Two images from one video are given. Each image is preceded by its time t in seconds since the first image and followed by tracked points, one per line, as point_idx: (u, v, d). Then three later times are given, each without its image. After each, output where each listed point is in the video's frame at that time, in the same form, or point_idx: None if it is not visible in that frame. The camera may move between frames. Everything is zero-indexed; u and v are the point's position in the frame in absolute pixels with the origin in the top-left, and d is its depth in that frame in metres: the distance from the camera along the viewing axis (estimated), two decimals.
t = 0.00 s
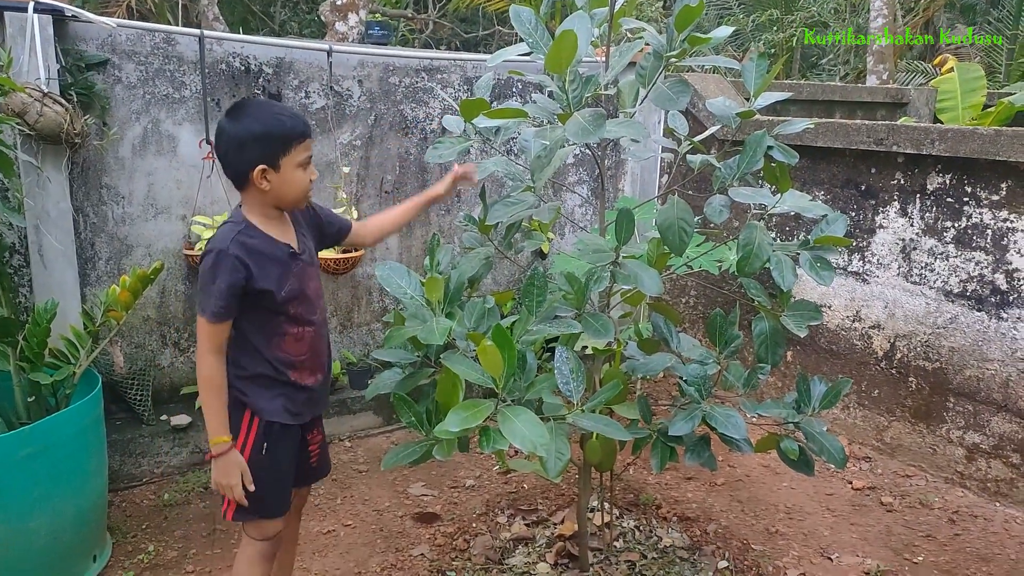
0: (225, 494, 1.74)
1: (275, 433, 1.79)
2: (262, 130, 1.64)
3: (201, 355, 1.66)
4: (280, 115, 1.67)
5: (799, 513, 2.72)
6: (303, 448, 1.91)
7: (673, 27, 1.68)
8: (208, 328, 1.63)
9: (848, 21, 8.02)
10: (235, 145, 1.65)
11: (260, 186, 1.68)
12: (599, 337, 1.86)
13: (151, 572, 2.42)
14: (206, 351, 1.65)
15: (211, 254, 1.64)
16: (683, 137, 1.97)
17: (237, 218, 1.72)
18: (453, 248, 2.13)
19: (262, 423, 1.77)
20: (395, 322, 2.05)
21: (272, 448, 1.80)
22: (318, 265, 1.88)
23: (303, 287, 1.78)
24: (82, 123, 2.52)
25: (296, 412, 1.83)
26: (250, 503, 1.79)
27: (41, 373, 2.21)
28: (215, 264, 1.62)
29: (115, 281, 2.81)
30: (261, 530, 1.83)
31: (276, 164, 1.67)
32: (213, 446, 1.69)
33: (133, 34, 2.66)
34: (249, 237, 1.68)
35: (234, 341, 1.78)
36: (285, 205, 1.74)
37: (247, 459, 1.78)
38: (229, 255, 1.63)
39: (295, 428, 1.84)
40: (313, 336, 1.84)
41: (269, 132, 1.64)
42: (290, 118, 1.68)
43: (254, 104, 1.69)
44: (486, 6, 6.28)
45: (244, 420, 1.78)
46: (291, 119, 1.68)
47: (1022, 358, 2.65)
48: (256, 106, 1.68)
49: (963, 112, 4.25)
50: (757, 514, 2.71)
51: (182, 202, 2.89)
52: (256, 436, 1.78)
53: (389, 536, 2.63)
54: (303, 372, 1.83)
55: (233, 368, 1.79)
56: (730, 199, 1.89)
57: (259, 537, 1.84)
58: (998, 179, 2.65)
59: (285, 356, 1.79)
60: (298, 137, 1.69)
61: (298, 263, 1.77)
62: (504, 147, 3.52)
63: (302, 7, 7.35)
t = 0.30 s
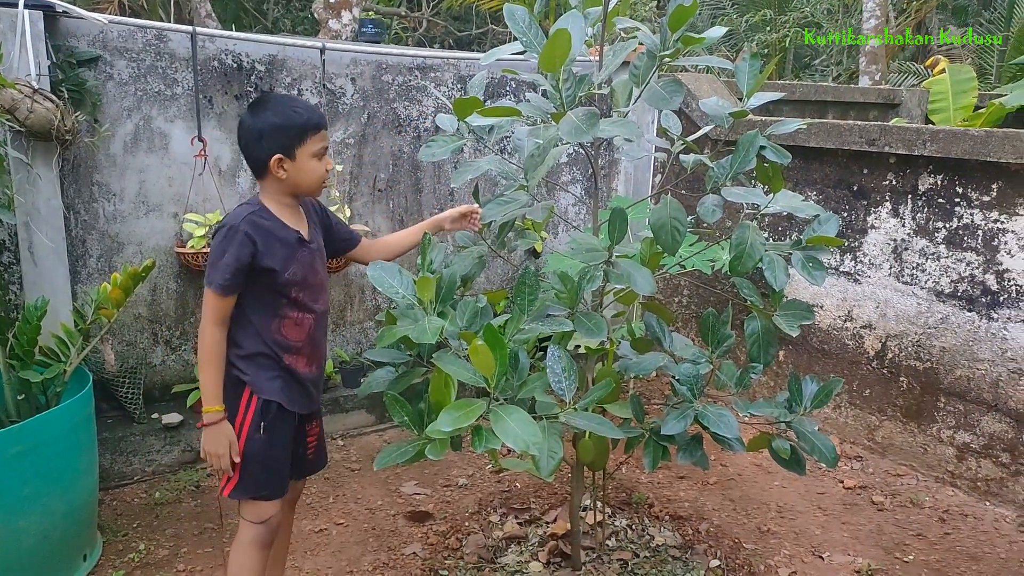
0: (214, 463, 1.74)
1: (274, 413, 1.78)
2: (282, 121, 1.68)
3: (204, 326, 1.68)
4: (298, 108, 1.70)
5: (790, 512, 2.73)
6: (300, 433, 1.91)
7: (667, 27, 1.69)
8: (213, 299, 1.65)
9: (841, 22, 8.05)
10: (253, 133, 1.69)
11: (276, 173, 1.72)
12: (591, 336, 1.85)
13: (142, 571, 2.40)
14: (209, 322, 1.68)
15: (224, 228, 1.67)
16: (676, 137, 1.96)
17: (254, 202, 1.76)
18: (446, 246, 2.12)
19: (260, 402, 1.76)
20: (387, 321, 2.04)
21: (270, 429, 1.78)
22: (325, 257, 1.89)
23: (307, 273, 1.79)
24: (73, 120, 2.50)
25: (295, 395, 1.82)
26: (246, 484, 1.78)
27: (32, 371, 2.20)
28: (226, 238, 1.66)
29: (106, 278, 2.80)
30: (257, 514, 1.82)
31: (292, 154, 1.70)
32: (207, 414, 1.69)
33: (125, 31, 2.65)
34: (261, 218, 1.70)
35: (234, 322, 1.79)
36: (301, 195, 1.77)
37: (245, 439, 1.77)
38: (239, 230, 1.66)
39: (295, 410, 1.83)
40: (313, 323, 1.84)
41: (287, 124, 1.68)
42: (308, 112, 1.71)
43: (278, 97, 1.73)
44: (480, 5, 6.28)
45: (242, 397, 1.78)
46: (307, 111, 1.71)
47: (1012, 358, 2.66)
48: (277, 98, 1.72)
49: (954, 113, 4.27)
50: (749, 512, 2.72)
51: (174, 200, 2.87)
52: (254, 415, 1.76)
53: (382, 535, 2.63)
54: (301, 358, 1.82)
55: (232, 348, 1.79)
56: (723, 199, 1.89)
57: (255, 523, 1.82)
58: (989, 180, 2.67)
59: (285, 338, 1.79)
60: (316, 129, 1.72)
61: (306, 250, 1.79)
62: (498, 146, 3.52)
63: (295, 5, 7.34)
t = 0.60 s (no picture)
0: (230, 448, 1.73)
1: (275, 404, 1.78)
2: (287, 113, 1.70)
3: (209, 314, 1.70)
4: (304, 103, 1.72)
5: (795, 507, 2.73)
6: (303, 427, 1.91)
7: (671, 21, 1.67)
8: (218, 286, 1.67)
9: (845, 16, 8.02)
10: (261, 126, 1.72)
11: (279, 164, 1.73)
12: (596, 332, 1.84)
13: (148, 566, 2.41)
14: (214, 309, 1.69)
15: (230, 216, 1.69)
16: (681, 132, 1.94)
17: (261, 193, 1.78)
18: (449, 242, 2.12)
19: (261, 392, 1.77)
20: (392, 317, 2.04)
21: (272, 419, 1.79)
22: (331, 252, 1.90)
23: (311, 264, 1.79)
24: (77, 116, 2.51)
25: (298, 387, 1.83)
26: (249, 475, 1.78)
27: (37, 367, 2.20)
28: (231, 226, 1.67)
29: (111, 274, 2.80)
30: (260, 507, 1.82)
31: (294, 146, 1.71)
32: (219, 398, 1.68)
33: (128, 27, 2.65)
34: (265, 208, 1.72)
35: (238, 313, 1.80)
36: (305, 188, 1.78)
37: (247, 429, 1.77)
38: (245, 218, 1.68)
39: (297, 402, 1.83)
40: (315, 316, 1.84)
41: (292, 117, 1.70)
42: (315, 107, 1.72)
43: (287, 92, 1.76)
44: None
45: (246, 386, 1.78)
46: (314, 106, 1.72)
47: (1018, 353, 2.65)
48: (286, 93, 1.74)
49: (959, 107, 4.28)
50: (753, 508, 2.72)
51: (178, 196, 2.87)
52: (256, 405, 1.77)
53: (386, 530, 2.63)
54: (302, 350, 1.82)
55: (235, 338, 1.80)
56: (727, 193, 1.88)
57: (259, 516, 1.82)
58: (995, 174, 2.65)
59: (288, 330, 1.79)
60: (321, 122, 1.73)
61: (310, 243, 1.79)
62: (502, 141, 3.52)
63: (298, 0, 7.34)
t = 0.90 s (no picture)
0: (228, 444, 1.71)
1: (272, 406, 1.77)
2: (296, 111, 1.70)
3: (207, 309, 1.67)
4: (311, 102, 1.72)
5: (797, 505, 2.73)
6: (301, 426, 1.90)
7: (672, 18, 1.66)
8: (220, 280, 1.65)
9: (847, 13, 8.00)
10: (267, 122, 1.72)
11: (284, 161, 1.73)
12: (597, 330, 1.84)
13: (149, 564, 2.41)
14: (214, 304, 1.66)
15: (234, 210, 1.67)
16: (682, 129, 1.94)
17: (263, 188, 1.76)
18: (450, 240, 2.12)
19: (258, 393, 1.76)
20: (392, 315, 2.03)
21: (268, 421, 1.78)
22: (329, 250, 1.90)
23: (312, 261, 1.80)
24: (77, 113, 2.50)
25: (296, 389, 1.82)
26: (245, 476, 1.78)
27: (38, 364, 2.20)
28: (236, 219, 1.65)
29: (112, 271, 2.80)
30: (256, 507, 1.82)
31: (300, 144, 1.71)
32: (217, 395, 1.66)
33: (129, 24, 2.64)
34: (271, 204, 1.71)
35: (235, 308, 1.78)
36: (308, 185, 1.77)
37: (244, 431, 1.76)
38: (251, 213, 1.66)
39: (295, 403, 1.82)
40: (314, 314, 1.84)
41: (301, 116, 1.70)
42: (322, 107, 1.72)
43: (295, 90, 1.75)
44: None
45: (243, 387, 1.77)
46: (322, 106, 1.72)
47: (1020, 350, 2.65)
48: (293, 91, 1.74)
49: (963, 104, 4.24)
50: (755, 505, 2.72)
51: (179, 193, 2.87)
52: (253, 407, 1.76)
53: (387, 527, 2.63)
54: (301, 349, 1.82)
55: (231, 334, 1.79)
56: (729, 190, 1.87)
57: (255, 516, 1.83)
58: (998, 171, 2.65)
59: (288, 327, 1.79)
60: (329, 121, 1.73)
61: (311, 241, 1.79)
62: (503, 138, 3.51)
63: None
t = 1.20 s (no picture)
0: (259, 463, 1.67)
1: (279, 415, 1.77)
2: (290, 114, 1.66)
3: (217, 326, 1.61)
4: (304, 104, 1.68)
5: (800, 502, 2.72)
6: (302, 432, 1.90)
7: (675, 14, 1.65)
8: (230, 294, 1.60)
9: (851, 10, 7.98)
10: (259, 124, 1.68)
11: (273, 166, 1.70)
12: (600, 327, 1.84)
13: (152, 562, 2.42)
14: (225, 319, 1.61)
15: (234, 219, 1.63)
16: (684, 126, 1.94)
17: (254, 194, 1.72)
18: (453, 237, 2.14)
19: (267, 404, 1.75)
20: (395, 312, 2.03)
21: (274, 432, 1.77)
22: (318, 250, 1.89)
23: (309, 264, 1.79)
24: (79, 112, 2.50)
25: (299, 396, 1.82)
26: (253, 489, 1.77)
27: (41, 364, 2.20)
28: (239, 229, 1.61)
29: (115, 270, 2.80)
30: (261, 518, 1.81)
31: (293, 148, 1.68)
32: (242, 413, 1.63)
33: (130, 22, 2.64)
34: (270, 211, 1.68)
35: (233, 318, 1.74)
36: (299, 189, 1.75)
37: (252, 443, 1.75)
38: (253, 221, 1.63)
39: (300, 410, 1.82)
40: (313, 317, 1.84)
41: (297, 119, 1.67)
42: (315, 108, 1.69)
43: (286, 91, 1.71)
44: None
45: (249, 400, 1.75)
46: (317, 109, 1.70)
47: None
48: (285, 92, 1.70)
49: (965, 100, 4.20)
50: (758, 503, 2.71)
51: (181, 191, 2.87)
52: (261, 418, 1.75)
53: (391, 525, 2.63)
54: (305, 353, 1.82)
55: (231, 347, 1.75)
56: (732, 187, 1.86)
57: (258, 526, 1.82)
58: (1001, 168, 2.64)
59: (291, 334, 1.78)
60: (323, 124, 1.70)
61: (306, 245, 1.79)
62: (505, 136, 3.51)
63: None
